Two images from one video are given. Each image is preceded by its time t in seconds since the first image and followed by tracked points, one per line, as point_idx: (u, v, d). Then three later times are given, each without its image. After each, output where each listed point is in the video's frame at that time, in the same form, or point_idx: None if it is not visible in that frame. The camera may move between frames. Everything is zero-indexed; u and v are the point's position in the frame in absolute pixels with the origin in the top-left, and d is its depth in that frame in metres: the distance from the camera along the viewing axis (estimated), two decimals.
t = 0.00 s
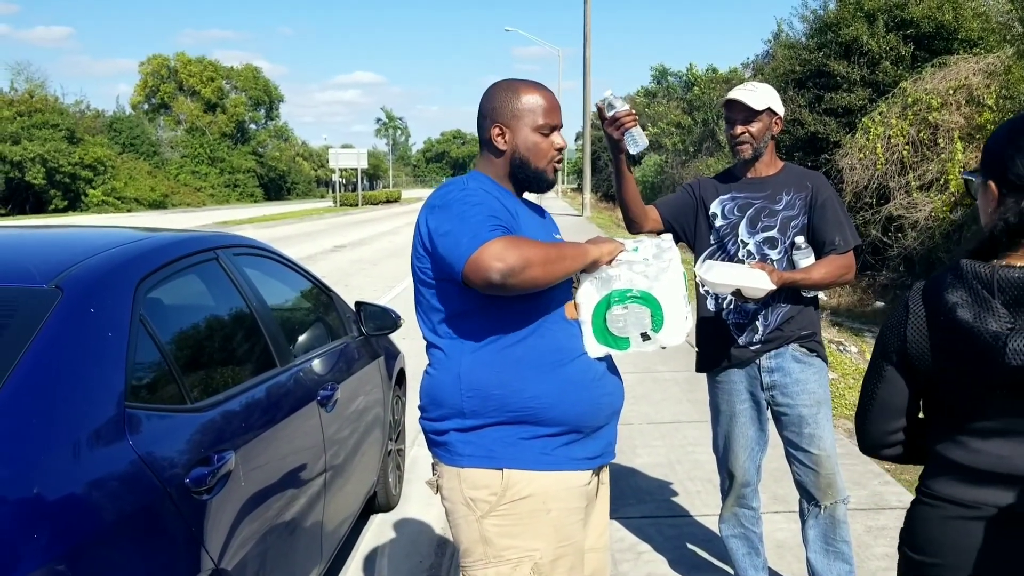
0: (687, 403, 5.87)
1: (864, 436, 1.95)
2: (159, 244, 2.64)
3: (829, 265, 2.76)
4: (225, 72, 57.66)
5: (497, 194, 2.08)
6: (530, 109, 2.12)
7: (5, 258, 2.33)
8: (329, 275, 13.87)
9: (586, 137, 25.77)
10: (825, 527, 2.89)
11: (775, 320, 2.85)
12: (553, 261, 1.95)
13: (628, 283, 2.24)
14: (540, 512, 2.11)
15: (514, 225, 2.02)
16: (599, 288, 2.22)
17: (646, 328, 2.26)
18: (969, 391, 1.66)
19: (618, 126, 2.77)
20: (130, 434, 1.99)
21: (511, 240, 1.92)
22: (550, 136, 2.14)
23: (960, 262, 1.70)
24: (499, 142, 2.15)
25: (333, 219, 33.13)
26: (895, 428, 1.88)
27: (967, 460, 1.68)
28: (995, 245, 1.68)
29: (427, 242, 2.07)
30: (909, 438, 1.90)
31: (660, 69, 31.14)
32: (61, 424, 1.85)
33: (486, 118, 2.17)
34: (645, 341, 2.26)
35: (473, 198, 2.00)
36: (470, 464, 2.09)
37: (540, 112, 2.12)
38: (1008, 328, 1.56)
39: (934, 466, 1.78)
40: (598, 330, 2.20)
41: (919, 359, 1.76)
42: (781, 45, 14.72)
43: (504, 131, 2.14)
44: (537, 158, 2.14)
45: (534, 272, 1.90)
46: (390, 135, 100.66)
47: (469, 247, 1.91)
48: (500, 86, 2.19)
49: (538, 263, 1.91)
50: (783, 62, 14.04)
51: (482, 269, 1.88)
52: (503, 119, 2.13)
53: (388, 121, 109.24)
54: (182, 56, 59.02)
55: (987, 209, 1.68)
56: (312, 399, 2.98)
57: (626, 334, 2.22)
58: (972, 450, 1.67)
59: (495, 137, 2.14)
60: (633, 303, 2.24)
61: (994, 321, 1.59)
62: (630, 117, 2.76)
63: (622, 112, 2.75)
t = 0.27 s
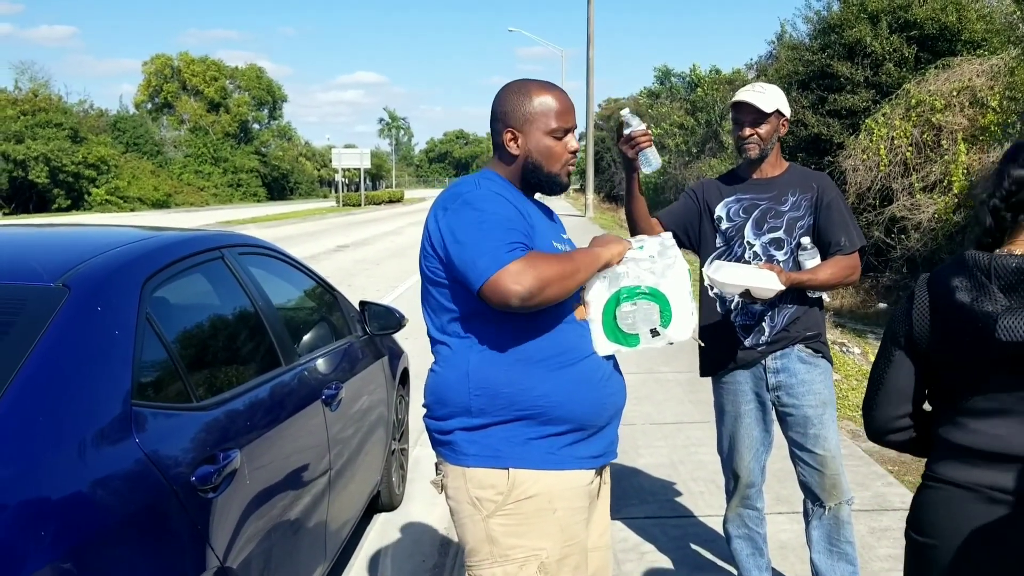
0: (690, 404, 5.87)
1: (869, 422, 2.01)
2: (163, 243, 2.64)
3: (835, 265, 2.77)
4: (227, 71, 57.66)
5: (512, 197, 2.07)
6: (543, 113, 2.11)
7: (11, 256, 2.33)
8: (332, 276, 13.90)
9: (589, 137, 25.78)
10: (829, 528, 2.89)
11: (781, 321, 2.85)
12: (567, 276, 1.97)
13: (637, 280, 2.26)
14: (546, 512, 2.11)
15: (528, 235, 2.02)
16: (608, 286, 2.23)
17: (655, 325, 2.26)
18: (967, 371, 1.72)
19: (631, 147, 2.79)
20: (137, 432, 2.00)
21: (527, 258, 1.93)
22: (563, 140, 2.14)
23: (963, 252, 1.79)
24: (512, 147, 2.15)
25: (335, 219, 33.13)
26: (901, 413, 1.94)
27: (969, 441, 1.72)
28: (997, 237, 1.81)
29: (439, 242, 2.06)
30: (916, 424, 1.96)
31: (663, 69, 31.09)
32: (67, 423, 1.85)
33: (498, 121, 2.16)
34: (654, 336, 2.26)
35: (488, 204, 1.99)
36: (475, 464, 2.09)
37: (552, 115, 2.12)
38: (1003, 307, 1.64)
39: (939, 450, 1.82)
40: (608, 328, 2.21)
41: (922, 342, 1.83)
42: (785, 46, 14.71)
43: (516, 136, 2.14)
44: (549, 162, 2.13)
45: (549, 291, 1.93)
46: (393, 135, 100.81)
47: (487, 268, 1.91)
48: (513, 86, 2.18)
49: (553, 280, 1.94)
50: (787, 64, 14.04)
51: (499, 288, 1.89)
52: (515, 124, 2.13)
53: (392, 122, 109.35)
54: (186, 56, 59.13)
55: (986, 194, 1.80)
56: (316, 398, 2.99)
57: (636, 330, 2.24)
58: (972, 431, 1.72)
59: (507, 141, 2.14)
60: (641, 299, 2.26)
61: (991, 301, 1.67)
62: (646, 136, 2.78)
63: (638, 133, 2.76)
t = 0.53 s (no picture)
0: (694, 405, 5.87)
1: (888, 410, 2.06)
2: (171, 241, 2.66)
3: (843, 268, 2.78)
4: (234, 70, 57.77)
5: (546, 205, 2.07)
6: (574, 119, 2.11)
7: (20, 253, 2.35)
8: (337, 274, 13.92)
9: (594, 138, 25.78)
10: (834, 528, 2.89)
11: (790, 325, 2.86)
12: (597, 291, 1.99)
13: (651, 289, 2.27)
14: (561, 517, 2.13)
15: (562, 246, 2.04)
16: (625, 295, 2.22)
17: (667, 334, 2.27)
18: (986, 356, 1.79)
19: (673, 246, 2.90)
20: (143, 429, 2.02)
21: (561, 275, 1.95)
22: (590, 148, 2.14)
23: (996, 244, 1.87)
24: (538, 149, 2.13)
25: (341, 218, 33.18)
26: (921, 402, 1.98)
27: (981, 426, 1.78)
28: None
29: (470, 243, 2.04)
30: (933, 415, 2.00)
31: (669, 70, 31.06)
32: (76, 419, 1.87)
33: (527, 120, 2.14)
34: (665, 346, 2.27)
35: (526, 211, 1.99)
36: (494, 468, 2.08)
37: (582, 121, 2.11)
38: None
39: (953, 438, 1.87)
40: (622, 335, 2.21)
41: (945, 329, 1.89)
42: (791, 48, 14.69)
43: (545, 138, 2.12)
44: (574, 168, 2.14)
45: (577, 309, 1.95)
46: (399, 135, 100.92)
47: (528, 281, 1.92)
48: (547, 85, 2.16)
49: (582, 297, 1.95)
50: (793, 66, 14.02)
51: (533, 304, 1.91)
52: (545, 126, 2.12)
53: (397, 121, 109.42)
54: (192, 55, 59.25)
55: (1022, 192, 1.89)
56: (322, 397, 3.01)
57: (649, 340, 2.24)
58: (985, 416, 1.78)
59: (534, 143, 2.13)
60: (657, 310, 2.26)
61: (1017, 284, 1.74)
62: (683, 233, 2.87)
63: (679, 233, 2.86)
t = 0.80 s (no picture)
0: (704, 407, 5.86)
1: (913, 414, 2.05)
2: (183, 240, 2.67)
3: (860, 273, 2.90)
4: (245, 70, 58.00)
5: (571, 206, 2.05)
6: (597, 118, 2.09)
7: (35, 252, 2.37)
8: (347, 274, 13.94)
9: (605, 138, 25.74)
10: (851, 523, 2.88)
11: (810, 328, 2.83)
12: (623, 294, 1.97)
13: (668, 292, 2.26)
14: (600, 525, 2.13)
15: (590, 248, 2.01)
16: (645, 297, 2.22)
17: (684, 336, 2.28)
18: (1012, 353, 1.84)
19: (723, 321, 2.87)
20: (155, 428, 2.02)
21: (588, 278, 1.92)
22: (610, 149, 2.13)
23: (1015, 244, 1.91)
24: (557, 147, 2.11)
25: (351, 218, 33.24)
26: (947, 405, 1.98)
27: (1006, 423, 1.84)
28: None
29: (497, 247, 2.00)
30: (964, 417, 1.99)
31: (679, 70, 30.99)
32: (88, 418, 1.87)
33: (546, 117, 2.12)
34: (681, 348, 2.28)
35: (555, 213, 1.96)
36: (530, 480, 2.06)
37: (604, 121, 2.10)
38: None
39: (977, 435, 1.91)
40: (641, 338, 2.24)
41: (972, 329, 1.90)
42: (803, 48, 14.61)
43: (567, 137, 2.10)
44: (593, 168, 2.13)
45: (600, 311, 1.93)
46: (410, 135, 101.08)
47: (561, 286, 1.89)
48: (567, 83, 2.14)
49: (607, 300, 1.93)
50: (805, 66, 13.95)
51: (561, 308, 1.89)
52: (567, 124, 2.09)
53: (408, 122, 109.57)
54: (204, 55, 59.50)
55: None
56: (333, 396, 3.01)
57: (666, 343, 2.26)
58: (1009, 413, 1.84)
59: (554, 140, 2.11)
60: (676, 312, 2.26)
61: None
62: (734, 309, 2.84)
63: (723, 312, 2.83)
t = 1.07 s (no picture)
0: (715, 407, 5.84)
1: (931, 409, 2.09)
2: (194, 240, 2.67)
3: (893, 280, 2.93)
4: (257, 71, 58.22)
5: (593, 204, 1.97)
6: (610, 112, 2.06)
7: (47, 252, 2.38)
8: (358, 274, 13.98)
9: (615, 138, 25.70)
10: (899, 525, 2.88)
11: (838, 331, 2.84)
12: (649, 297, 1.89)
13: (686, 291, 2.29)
14: (634, 538, 2.06)
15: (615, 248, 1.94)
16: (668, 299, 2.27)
17: (703, 338, 2.32)
18: None
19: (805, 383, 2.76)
20: (166, 428, 2.03)
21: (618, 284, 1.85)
22: (622, 142, 2.10)
23: None
24: (570, 142, 2.08)
25: (362, 218, 33.32)
26: (964, 400, 2.01)
27: None
28: None
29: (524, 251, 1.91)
30: (980, 411, 2.02)
31: (690, 69, 30.91)
32: (99, 418, 1.88)
33: (559, 111, 2.08)
34: (701, 349, 2.33)
35: (580, 212, 1.88)
36: (571, 494, 1.97)
37: (618, 115, 2.07)
38: None
39: (997, 430, 1.92)
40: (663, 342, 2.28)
41: (990, 325, 1.93)
42: (814, 48, 14.53)
43: (579, 131, 2.07)
44: (608, 164, 2.11)
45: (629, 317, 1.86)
46: (420, 135, 101.24)
47: (594, 291, 1.82)
48: (578, 75, 2.11)
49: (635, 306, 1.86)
50: (816, 66, 13.89)
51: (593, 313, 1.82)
52: (579, 118, 2.06)
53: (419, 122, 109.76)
54: (215, 56, 59.76)
55: None
56: (343, 396, 3.02)
57: (687, 346, 2.30)
58: None
59: (567, 135, 2.07)
60: (697, 313, 2.29)
61: None
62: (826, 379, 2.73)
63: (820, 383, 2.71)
